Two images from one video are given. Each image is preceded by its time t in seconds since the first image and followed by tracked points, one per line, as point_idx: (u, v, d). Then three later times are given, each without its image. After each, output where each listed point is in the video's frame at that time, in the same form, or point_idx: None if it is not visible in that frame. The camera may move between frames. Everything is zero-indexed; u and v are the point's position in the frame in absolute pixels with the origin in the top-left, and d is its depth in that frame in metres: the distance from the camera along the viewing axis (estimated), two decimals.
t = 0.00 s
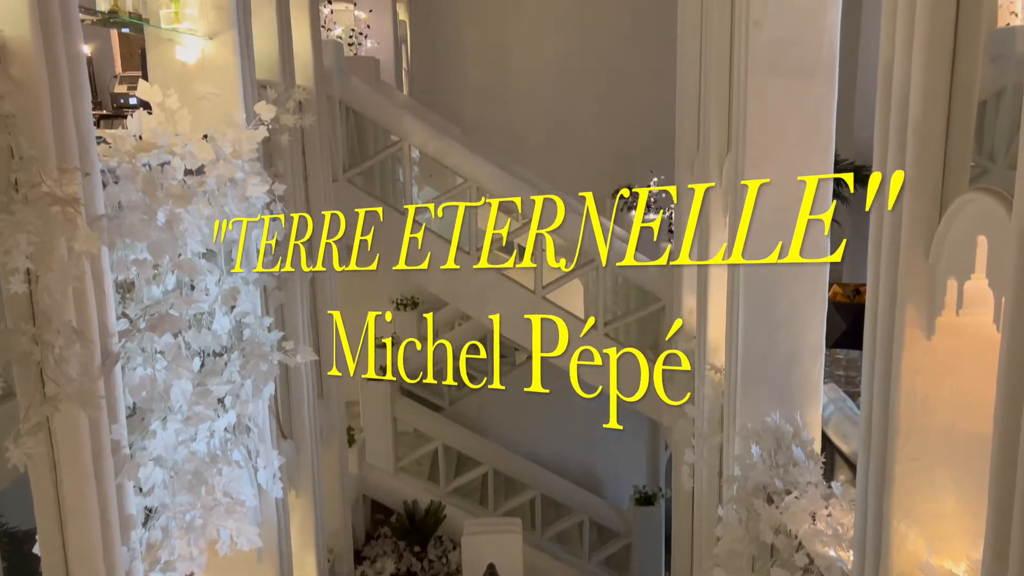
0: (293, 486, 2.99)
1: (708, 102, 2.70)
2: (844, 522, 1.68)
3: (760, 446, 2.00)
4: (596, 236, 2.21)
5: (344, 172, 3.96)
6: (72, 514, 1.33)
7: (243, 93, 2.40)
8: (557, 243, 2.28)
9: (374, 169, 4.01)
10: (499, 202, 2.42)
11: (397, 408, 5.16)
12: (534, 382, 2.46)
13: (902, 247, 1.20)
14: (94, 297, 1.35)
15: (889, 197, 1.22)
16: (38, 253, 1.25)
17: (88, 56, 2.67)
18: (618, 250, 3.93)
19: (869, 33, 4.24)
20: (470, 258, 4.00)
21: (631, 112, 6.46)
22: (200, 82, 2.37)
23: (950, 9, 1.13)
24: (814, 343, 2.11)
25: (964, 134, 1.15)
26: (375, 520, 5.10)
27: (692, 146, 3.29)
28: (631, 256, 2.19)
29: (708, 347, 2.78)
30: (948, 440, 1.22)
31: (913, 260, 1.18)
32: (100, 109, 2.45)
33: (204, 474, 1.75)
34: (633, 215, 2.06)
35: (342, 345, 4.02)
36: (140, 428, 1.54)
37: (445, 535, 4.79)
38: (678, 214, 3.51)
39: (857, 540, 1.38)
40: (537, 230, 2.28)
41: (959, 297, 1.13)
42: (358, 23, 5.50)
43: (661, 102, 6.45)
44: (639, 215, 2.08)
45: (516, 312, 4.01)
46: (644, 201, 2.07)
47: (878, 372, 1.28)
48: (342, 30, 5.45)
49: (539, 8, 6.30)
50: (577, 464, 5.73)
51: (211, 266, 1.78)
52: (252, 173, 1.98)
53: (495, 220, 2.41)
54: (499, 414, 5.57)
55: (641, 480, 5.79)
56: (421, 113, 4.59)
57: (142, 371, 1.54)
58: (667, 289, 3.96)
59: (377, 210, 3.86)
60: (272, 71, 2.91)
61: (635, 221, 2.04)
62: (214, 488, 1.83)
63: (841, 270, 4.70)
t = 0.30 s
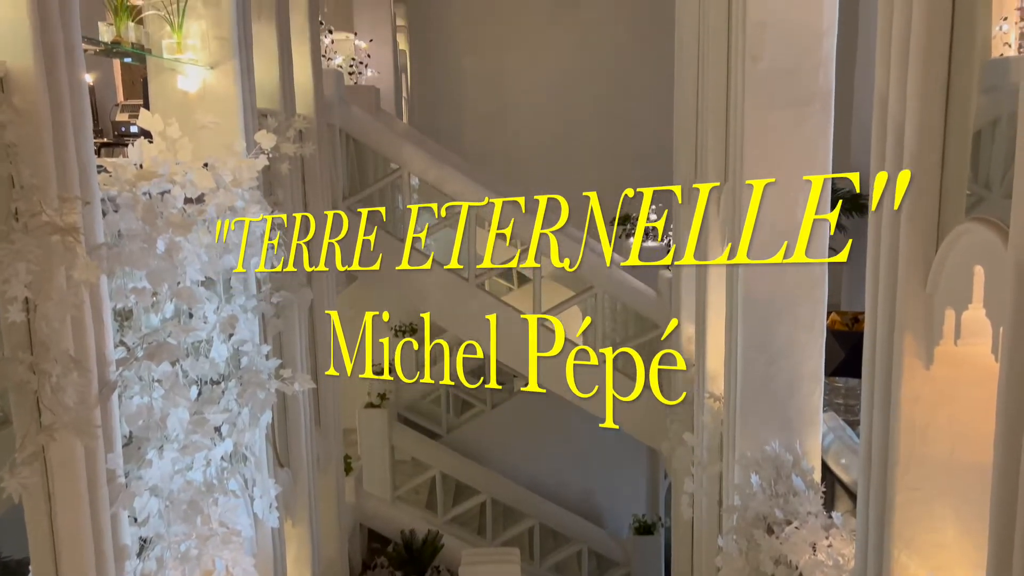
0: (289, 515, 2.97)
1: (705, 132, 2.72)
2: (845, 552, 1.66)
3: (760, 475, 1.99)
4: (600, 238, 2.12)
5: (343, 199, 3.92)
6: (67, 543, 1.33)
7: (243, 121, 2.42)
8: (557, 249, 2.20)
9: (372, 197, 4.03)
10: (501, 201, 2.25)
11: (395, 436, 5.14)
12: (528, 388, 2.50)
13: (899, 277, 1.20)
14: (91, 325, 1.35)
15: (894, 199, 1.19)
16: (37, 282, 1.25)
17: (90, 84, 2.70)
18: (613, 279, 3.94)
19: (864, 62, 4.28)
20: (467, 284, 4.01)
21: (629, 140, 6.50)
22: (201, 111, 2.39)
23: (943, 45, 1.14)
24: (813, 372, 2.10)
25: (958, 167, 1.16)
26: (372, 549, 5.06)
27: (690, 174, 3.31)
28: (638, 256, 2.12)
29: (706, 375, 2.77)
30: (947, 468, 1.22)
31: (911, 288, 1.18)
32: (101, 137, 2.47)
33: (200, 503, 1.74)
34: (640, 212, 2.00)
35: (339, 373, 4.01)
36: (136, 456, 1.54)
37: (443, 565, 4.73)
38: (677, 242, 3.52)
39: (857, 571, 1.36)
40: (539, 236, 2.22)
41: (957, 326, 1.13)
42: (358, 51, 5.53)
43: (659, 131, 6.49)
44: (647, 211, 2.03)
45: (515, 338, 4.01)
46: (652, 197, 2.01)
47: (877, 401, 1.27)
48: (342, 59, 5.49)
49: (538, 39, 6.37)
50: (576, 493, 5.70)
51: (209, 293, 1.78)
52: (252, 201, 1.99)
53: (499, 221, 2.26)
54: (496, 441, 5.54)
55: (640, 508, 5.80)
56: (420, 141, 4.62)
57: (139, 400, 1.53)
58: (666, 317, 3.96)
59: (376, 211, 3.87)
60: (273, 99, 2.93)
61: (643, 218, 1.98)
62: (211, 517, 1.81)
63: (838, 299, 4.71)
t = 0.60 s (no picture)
0: (285, 545, 2.94)
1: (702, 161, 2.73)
2: None
3: (759, 506, 1.97)
4: (605, 232, 2.15)
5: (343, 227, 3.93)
6: None
7: (244, 150, 2.43)
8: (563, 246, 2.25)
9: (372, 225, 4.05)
10: (505, 201, 2.27)
11: (393, 466, 5.14)
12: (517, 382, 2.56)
13: (897, 306, 1.20)
14: (89, 355, 1.34)
15: (901, 196, 1.18)
16: (35, 312, 1.25)
17: (92, 114, 2.72)
18: (610, 305, 3.94)
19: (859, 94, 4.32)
20: (466, 312, 4.02)
21: (627, 169, 6.54)
22: (201, 141, 2.40)
23: (938, 77, 1.15)
24: (812, 404, 2.09)
25: (954, 197, 1.17)
26: None
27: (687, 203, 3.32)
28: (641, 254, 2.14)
29: (705, 405, 2.76)
30: (945, 500, 1.21)
31: (908, 319, 1.18)
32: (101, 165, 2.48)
33: (195, 534, 1.72)
34: (645, 211, 2.02)
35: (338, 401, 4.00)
36: (131, 487, 1.53)
37: None
38: (676, 270, 3.51)
39: None
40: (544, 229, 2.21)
41: (955, 358, 1.13)
42: (358, 80, 5.57)
43: (657, 160, 6.53)
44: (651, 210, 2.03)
45: (513, 366, 4.01)
46: (656, 198, 2.02)
47: (876, 431, 1.27)
48: (343, 89, 5.53)
49: (537, 69, 6.43)
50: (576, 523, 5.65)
51: (208, 323, 1.78)
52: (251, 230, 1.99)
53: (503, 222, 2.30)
54: (495, 467, 5.43)
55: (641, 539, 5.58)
56: (421, 170, 4.65)
57: (135, 430, 1.53)
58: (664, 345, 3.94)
59: (378, 211, 3.80)
60: (273, 128, 2.95)
61: (646, 218, 2.00)
62: (205, 549, 1.80)
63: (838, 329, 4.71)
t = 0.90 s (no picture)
0: None
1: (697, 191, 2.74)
2: None
3: (759, 538, 1.95)
4: (609, 230, 2.10)
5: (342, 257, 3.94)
6: None
7: (244, 181, 2.44)
8: (566, 249, 2.16)
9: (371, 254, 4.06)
10: (510, 201, 2.20)
11: (389, 493, 5.16)
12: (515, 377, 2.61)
13: (894, 338, 1.21)
14: (86, 386, 1.34)
15: (908, 195, 1.17)
16: (33, 343, 1.25)
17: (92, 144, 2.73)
18: (609, 333, 3.92)
19: (855, 128, 4.37)
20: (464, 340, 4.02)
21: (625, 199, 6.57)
22: (201, 171, 2.42)
23: (931, 108, 1.17)
24: (812, 435, 2.08)
25: (950, 225, 1.19)
26: None
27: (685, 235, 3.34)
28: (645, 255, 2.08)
29: (705, 435, 2.76)
30: (947, 534, 1.21)
31: (906, 351, 1.18)
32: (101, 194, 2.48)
33: (189, 567, 1.71)
34: (649, 211, 1.97)
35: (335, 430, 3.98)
36: (126, 520, 1.53)
37: None
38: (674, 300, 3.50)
39: None
40: (546, 232, 2.14)
41: (953, 391, 1.13)
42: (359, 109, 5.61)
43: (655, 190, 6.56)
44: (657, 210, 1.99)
45: (511, 395, 4.00)
46: (661, 198, 1.98)
47: (877, 463, 1.26)
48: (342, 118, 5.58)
49: (535, 99, 6.48)
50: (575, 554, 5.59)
51: (206, 353, 1.77)
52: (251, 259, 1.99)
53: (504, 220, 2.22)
54: (493, 499, 5.41)
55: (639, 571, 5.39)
56: (420, 198, 4.67)
57: (131, 461, 1.53)
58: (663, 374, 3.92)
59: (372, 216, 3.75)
60: (273, 157, 2.97)
61: (652, 218, 1.95)
62: None
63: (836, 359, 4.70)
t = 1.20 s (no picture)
0: None
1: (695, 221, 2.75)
2: None
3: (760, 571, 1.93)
4: (614, 233, 2.03)
5: (340, 285, 3.95)
6: None
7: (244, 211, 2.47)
8: (570, 248, 2.10)
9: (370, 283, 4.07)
10: (513, 201, 2.16)
11: (387, 524, 5.14)
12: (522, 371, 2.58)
13: (893, 371, 1.21)
14: (83, 417, 1.33)
15: (914, 196, 1.17)
16: (30, 375, 1.25)
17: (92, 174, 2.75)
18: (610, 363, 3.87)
19: (852, 159, 4.38)
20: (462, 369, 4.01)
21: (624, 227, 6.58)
22: (201, 201, 2.44)
23: (925, 143, 1.18)
24: (812, 465, 2.06)
25: (947, 258, 1.19)
26: None
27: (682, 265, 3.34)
28: (650, 256, 2.04)
29: (705, 465, 2.74)
30: (949, 566, 1.20)
31: (906, 384, 1.18)
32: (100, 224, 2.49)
33: None
34: (656, 210, 1.95)
35: (333, 459, 3.95)
36: (120, 553, 1.50)
37: None
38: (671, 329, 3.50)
39: None
40: (551, 232, 2.09)
41: (953, 424, 1.13)
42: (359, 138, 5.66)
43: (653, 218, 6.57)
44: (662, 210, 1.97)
45: (510, 425, 3.98)
46: (666, 198, 1.96)
47: (877, 494, 1.25)
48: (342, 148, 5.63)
49: (533, 129, 6.53)
50: None
51: (203, 383, 1.77)
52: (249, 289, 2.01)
53: (508, 223, 2.17)
54: (492, 530, 5.35)
55: None
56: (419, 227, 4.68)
57: (127, 492, 1.51)
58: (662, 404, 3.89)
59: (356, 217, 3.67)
60: (273, 187, 2.99)
61: (657, 217, 1.93)
62: None
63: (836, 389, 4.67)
